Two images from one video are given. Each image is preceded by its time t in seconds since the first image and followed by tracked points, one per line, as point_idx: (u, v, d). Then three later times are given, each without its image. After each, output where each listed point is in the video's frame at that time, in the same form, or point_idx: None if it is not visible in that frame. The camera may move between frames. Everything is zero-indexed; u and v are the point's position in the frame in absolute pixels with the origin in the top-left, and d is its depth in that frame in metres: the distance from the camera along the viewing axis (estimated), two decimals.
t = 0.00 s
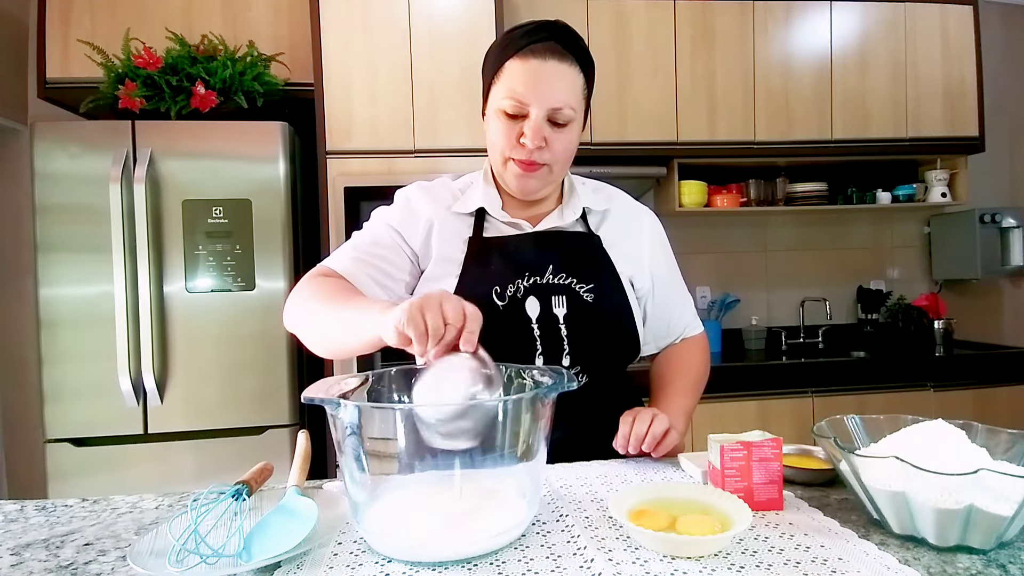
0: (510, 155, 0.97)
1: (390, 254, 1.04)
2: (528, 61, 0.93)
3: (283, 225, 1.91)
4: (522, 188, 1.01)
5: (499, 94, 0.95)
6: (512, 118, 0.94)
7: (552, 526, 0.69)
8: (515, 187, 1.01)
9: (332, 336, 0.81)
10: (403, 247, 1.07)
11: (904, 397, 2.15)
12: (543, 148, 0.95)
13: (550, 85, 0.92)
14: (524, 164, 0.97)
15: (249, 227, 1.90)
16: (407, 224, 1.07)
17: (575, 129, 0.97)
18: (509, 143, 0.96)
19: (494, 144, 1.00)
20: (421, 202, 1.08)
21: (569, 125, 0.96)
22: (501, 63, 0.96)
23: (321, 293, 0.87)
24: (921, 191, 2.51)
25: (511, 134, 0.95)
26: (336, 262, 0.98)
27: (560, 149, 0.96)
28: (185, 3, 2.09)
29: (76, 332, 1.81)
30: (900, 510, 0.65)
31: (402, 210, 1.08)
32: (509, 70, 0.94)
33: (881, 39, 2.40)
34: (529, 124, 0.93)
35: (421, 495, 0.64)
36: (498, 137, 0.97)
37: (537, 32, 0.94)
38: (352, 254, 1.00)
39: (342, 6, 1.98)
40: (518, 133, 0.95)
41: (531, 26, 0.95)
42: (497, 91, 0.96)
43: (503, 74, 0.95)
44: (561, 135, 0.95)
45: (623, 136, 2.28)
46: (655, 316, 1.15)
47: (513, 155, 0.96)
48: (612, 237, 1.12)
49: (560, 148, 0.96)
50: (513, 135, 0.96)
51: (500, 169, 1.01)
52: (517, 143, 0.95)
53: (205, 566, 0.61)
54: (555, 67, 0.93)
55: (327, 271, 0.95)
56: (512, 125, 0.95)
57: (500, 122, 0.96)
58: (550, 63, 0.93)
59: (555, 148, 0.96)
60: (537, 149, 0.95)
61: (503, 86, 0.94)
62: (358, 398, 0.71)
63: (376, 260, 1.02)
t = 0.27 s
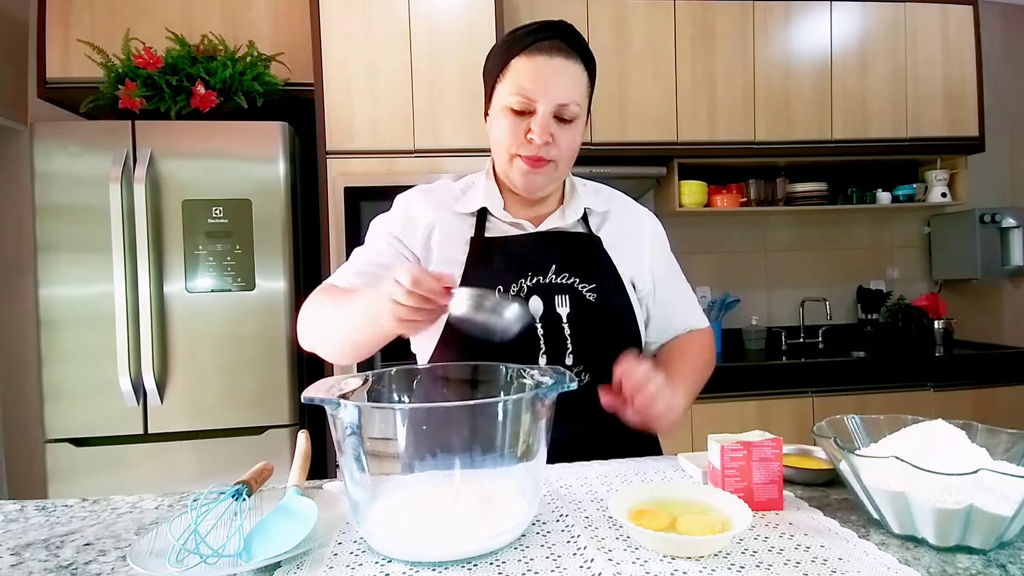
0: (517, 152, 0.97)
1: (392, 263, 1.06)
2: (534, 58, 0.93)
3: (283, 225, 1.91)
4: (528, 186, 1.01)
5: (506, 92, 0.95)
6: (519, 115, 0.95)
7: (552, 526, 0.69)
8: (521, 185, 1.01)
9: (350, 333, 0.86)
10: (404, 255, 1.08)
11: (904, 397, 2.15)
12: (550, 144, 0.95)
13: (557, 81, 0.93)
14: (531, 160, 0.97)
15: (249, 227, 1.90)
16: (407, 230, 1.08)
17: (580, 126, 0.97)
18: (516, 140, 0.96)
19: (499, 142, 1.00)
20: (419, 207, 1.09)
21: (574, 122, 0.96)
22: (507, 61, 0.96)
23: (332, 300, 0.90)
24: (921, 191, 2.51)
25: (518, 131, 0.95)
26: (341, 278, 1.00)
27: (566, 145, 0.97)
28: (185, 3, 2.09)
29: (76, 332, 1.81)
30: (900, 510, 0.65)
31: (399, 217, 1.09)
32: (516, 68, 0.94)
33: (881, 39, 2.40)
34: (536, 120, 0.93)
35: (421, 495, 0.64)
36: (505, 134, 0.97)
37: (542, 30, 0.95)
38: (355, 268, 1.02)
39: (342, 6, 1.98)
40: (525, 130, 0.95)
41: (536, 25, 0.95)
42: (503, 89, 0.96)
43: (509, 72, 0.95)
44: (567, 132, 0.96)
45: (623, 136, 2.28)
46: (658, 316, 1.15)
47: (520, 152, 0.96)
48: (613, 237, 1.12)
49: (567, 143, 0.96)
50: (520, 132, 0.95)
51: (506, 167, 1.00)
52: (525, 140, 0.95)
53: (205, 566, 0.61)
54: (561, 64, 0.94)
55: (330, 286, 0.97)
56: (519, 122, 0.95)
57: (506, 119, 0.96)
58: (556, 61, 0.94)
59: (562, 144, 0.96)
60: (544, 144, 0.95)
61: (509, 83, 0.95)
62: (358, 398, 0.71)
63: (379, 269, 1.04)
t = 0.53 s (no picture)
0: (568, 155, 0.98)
1: (418, 271, 1.05)
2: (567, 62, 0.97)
3: (283, 225, 1.91)
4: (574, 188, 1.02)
5: (550, 95, 0.96)
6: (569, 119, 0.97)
7: (552, 526, 0.69)
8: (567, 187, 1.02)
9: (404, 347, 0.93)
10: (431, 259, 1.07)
11: (905, 397, 2.15)
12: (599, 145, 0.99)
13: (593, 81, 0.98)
14: (580, 162, 0.99)
15: (249, 227, 1.90)
16: (431, 234, 1.07)
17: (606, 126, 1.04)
18: (564, 143, 0.97)
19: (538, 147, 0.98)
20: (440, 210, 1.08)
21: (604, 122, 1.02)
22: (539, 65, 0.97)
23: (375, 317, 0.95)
24: (921, 191, 2.51)
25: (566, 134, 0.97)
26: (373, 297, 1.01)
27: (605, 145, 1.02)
28: (185, 3, 2.09)
29: (76, 332, 1.81)
30: (899, 510, 0.65)
31: (424, 219, 1.08)
32: (554, 73, 0.96)
33: (881, 39, 2.40)
34: (585, 120, 0.97)
35: (421, 494, 0.64)
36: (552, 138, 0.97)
37: (564, 34, 0.98)
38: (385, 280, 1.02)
39: (342, 6, 1.98)
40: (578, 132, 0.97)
41: (555, 28, 0.98)
42: (543, 93, 0.96)
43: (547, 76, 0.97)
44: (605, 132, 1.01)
45: (623, 136, 2.28)
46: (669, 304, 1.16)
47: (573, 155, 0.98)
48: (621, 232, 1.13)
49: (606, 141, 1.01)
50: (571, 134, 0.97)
51: (552, 173, 1.00)
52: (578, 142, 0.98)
53: (205, 566, 0.61)
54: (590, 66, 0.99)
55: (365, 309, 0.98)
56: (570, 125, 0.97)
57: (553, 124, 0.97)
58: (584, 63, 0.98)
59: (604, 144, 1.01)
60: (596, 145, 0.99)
61: (548, 91, 0.96)
62: (358, 398, 0.71)
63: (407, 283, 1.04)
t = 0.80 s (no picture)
0: (534, 159, 1.02)
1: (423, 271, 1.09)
2: (525, 62, 0.98)
3: (283, 225, 1.91)
4: (554, 188, 1.05)
5: (507, 104, 1.01)
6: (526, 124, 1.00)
7: (552, 526, 0.69)
8: (547, 189, 1.05)
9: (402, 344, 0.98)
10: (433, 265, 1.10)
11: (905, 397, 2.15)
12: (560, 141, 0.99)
13: (553, 78, 0.98)
14: (550, 164, 1.01)
15: (249, 227, 1.90)
16: (439, 235, 1.09)
17: (585, 116, 1.01)
18: (529, 147, 1.01)
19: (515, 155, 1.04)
20: (450, 210, 1.11)
21: (577, 113, 1.00)
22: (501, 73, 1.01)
23: (372, 319, 0.99)
24: (921, 191, 2.51)
25: (529, 138, 1.00)
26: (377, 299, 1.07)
27: (577, 139, 1.01)
28: (185, 3, 2.09)
29: (75, 332, 1.81)
30: (899, 509, 0.65)
31: (430, 224, 1.11)
32: (511, 79, 1.00)
33: (881, 39, 2.40)
34: (542, 121, 0.98)
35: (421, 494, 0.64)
36: (518, 145, 1.02)
37: (524, 35, 1.00)
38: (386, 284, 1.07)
39: (342, 6, 1.98)
40: (533, 135, 1.00)
41: (518, 32, 1.00)
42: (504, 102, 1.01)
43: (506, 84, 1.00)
44: (574, 125, 1.00)
45: (623, 136, 2.28)
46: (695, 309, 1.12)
47: (536, 159, 1.01)
48: (641, 237, 1.12)
49: (580, 135, 1.00)
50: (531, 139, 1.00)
51: (529, 177, 1.05)
52: (535, 145, 1.00)
53: (205, 566, 0.61)
54: (552, 61, 0.98)
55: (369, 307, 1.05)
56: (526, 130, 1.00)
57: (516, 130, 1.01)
58: (545, 58, 0.98)
59: (572, 139, 1.00)
60: (554, 143, 0.99)
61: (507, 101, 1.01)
62: (358, 398, 0.71)
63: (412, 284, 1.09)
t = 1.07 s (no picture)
0: (523, 152, 1.00)
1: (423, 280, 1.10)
2: (520, 56, 0.98)
3: (283, 225, 1.91)
4: (544, 184, 1.01)
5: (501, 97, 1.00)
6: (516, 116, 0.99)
7: (552, 526, 0.69)
8: (537, 185, 1.02)
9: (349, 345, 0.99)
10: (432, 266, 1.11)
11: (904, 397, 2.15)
12: (547, 134, 0.97)
13: (544, 71, 0.96)
14: (536, 157, 0.99)
15: (249, 227, 1.90)
16: (440, 236, 1.10)
17: (577, 112, 0.98)
18: (517, 140, 0.99)
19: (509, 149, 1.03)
20: (452, 211, 1.12)
21: (569, 108, 0.98)
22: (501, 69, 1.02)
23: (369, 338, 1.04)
24: (921, 191, 2.51)
25: (517, 131, 0.99)
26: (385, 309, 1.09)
27: (565, 134, 0.97)
28: (185, 3, 2.09)
29: (75, 332, 1.81)
30: (899, 509, 0.65)
31: (434, 226, 1.12)
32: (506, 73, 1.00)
33: (881, 39, 2.40)
34: (529, 114, 0.96)
35: (420, 495, 0.63)
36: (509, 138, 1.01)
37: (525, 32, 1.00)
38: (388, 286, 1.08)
39: (342, 6, 1.98)
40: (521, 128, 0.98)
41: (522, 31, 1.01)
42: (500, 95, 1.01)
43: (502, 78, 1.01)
44: (562, 120, 0.97)
45: (623, 136, 2.29)
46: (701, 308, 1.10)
47: (524, 151, 0.99)
48: (643, 238, 1.10)
49: (568, 129, 0.97)
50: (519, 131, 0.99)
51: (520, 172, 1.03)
52: (523, 137, 0.98)
53: (205, 566, 0.61)
54: (545, 55, 0.97)
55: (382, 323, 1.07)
56: (516, 122, 0.98)
57: (506, 123, 1.00)
58: (539, 52, 0.97)
59: (559, 133, 0.97)
60: (540, 136, 0.97)
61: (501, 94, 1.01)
62: (357, 399, 0.71)
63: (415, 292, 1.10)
